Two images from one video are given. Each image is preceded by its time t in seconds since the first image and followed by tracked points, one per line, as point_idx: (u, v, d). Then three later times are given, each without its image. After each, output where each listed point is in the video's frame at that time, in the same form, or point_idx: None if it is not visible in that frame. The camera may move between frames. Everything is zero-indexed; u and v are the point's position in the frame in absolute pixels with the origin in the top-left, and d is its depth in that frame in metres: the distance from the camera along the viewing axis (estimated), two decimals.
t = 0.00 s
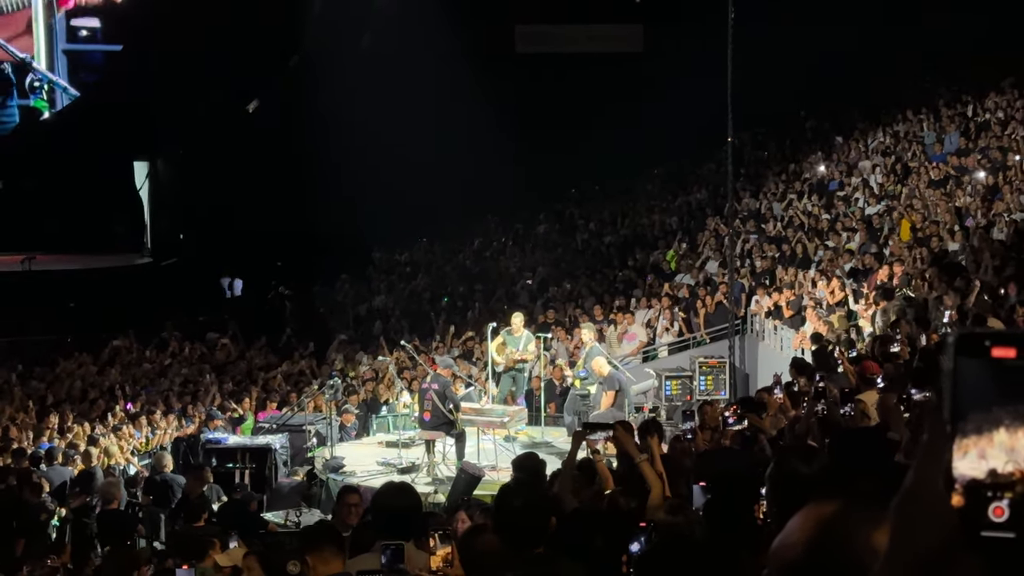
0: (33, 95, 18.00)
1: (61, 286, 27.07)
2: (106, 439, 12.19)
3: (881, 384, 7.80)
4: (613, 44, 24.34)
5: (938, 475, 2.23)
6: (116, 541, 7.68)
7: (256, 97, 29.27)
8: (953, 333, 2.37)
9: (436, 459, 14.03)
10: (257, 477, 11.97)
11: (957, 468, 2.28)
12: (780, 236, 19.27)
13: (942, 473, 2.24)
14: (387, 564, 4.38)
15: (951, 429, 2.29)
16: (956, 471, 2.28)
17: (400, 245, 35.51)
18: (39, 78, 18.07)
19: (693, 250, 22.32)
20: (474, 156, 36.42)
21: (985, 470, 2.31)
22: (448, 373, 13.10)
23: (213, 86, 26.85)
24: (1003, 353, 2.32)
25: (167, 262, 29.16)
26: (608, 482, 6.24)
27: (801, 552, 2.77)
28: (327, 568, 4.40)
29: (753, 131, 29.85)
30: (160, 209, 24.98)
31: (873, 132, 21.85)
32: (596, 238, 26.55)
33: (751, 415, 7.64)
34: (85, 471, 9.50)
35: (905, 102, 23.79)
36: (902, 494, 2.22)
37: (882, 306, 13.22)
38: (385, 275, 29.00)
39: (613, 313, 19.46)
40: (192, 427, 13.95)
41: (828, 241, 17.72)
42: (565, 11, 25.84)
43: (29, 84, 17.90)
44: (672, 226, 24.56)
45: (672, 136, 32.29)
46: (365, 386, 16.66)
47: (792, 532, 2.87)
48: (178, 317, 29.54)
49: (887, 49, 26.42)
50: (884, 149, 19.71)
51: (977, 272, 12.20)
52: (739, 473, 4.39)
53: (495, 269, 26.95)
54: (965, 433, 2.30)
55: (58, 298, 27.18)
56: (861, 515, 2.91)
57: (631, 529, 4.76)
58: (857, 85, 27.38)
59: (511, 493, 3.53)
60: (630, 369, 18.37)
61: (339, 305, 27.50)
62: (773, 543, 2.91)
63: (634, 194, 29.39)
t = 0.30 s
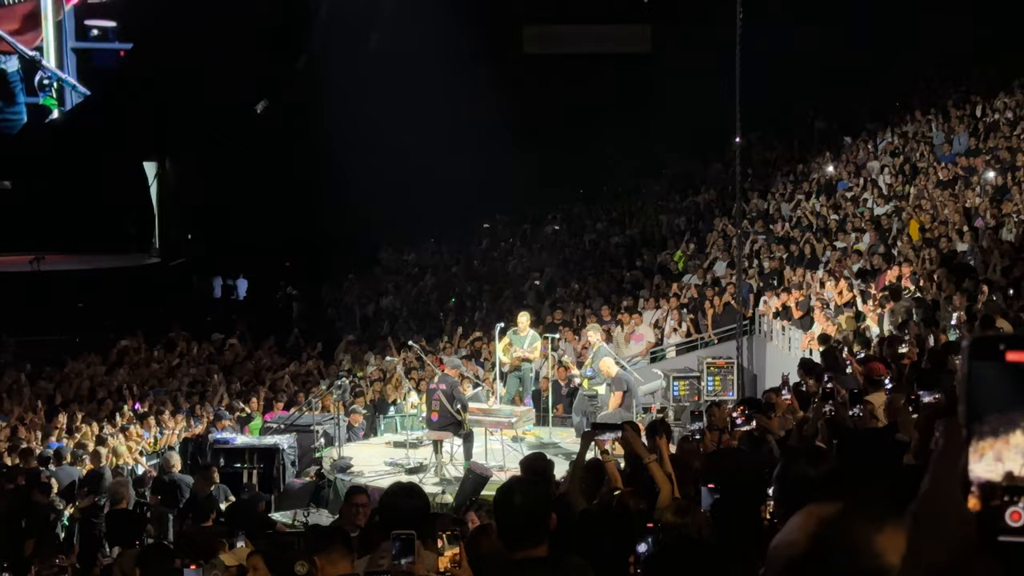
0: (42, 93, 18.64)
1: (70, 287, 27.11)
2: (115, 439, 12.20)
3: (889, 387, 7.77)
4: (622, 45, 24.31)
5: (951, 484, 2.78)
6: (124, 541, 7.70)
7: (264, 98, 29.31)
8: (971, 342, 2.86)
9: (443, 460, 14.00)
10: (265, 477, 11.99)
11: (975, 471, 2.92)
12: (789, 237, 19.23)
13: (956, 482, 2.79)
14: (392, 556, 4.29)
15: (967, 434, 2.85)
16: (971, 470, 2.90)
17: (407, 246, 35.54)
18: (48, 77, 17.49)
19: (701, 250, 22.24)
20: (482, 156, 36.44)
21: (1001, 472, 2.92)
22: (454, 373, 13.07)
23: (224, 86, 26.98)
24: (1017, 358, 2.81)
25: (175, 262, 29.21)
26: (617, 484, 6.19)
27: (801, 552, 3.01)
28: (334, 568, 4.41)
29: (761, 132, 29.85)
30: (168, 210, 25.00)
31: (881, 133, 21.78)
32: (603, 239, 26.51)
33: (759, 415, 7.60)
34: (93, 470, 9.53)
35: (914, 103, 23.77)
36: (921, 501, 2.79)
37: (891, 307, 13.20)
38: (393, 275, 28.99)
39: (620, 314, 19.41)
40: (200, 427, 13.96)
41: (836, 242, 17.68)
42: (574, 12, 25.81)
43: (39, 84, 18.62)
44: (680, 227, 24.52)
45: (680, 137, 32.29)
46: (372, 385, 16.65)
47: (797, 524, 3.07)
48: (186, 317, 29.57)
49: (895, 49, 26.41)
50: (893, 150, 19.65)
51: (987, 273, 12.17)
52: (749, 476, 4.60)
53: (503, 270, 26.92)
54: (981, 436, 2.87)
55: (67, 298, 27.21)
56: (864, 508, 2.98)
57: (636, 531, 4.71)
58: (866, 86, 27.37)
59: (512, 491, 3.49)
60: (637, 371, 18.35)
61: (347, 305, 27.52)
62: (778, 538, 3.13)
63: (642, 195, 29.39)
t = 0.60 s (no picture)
0: (54, 93, 17.12)
1: (81, 286, 27.19)
2: (126, 438, 12.23)
3: (901, 388, 7.73)
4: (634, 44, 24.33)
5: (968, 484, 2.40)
6: (137, 541, 7.72)
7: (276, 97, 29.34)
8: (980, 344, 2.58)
9: (454, 459, 14.00)
10: (275, 476, 12.01)
11: (989, 472, 2.54)
12: (800, 237, 19.22)
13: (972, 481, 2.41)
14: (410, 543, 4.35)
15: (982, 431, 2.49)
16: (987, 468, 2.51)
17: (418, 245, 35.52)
18: (61, 78, 17.17)
19: (712, 250, 22.24)
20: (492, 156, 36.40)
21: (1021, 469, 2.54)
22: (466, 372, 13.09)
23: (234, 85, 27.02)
24: None
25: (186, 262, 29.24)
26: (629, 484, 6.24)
27: (778, 553, 2.71)
28: (345, 567, 4.41)
29: (772, 131, 29.78)
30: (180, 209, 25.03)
31: (893, 132, 21.73)
32: (614, 238, 26.50)
33: (770, 415, 7.59)
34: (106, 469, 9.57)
35: (926, 102, 23.70)
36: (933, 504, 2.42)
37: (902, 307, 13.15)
38: (404, 275, 29.00)
39: (631, 313, 19.43)
40: (212, 427, 13.98)
41: (848, 242, 17.66)
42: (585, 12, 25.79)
43: (50, 83, 17.03)
44: (691, 227, 24.50)
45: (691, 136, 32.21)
46: (383, 384, 16.68)
47: (773, 530, 2.79)
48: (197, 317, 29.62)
49: (907, 48, 26.31)
50: (906, 149, 19.59)
51: (999, 273, 12.13)
52: (760, 477, 4.67)
53: (513, 270, 26.92)
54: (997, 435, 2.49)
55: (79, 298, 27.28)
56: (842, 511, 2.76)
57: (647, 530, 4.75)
58: (878, 85, 27.28)
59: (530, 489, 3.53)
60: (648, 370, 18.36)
61: (358, 305, 27.55)
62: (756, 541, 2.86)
63: (653, 194, 29.35)
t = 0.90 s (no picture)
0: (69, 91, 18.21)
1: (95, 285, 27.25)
2: (138, 437, 12.25)
3: (912, 388, 7.73)
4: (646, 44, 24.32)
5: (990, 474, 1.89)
6: (150, 540, 7.72)
7: (288, 97, 29.34)
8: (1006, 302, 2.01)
9: (466, 458, 14.01)
10: (287, 475, 12.04)
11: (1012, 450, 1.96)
12: (813, 237, 19.23)
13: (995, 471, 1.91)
14: (424, 536, 4.37)
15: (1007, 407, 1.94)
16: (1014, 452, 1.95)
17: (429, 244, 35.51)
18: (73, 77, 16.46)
19: (724, 249, 22.26)
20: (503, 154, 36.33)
21: None
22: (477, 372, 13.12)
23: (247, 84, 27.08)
24: None
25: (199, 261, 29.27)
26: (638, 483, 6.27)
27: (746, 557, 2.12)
28: (356, 566, 4.43)
29: (785, 130, 29.70)
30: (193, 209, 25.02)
31: (906, 132, 21.68)
32: (626, 238, 26.49)
33: (782, 416, 7.60)
34: (120, 468, 9.58)
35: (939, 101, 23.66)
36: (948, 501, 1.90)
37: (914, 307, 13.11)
38: (416, 274, 29.05)
39: (643, 313, 19.48)
40: (224, 426, 14.00)
41: (861, 242, 17.66)
42: (599, 11, 25.76)
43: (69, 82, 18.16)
44: (704, 226, 24.51)
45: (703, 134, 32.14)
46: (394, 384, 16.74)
47: (742, 534, 1.73)
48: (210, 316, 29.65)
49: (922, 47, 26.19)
50: (918, 149, 19.57)
51: (1012, 273, 12.09)
52: (770, 478, 4.65)
53: (525, 269, 26.93)
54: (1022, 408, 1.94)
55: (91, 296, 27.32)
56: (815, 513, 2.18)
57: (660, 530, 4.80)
58: (893, 85, 27.15)
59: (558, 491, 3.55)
60: (660, 369, 18.38)
61: (371, 304, 27.57)
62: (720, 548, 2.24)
63: (665, 194, 29.30)
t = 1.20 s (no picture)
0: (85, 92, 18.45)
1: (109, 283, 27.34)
2: (153, 435, 12.29)
3: (927, 389, 7.68)
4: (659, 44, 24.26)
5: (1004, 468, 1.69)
6: (165, 537, 7.74)
7: (302, 96, 29.33)
8: None
9: (480, 457, 14.02)
10: (302, 474, 12.04)
11: None
12: (828, 237, 19.15)
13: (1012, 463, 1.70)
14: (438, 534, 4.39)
15: None
16: None
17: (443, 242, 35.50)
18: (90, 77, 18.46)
19: (739, 249, 22.19)
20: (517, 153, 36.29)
21: None
22: (492, 371, 13.17)
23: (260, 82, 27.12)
24: None
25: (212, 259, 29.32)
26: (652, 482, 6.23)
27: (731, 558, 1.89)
28: (371, 565, 4.43)
29: (800, 129, 29.60)
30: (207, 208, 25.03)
31: (921, 131, 21.56)
32: (640, 237, 26.44)
33: (797, 415, 7.57)
34: (134, 468, 9.62)
35: (954, 99, 23.51)
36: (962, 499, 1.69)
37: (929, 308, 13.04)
38: (430, 273, 29.05)
39: (657, 312, 19.44)
40: (238, 424, 14.02)
41: (876, 242, 17.58)
42: (612, 10, 25.69)
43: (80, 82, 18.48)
44: (718, 226, 24.45)
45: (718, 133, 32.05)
46: (409, 383, 16.75)
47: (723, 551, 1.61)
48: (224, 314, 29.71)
49: (938, 46, 26.06)
50: (934, 148, 19.45)
51: None
52: (782, 477, 4.60)
53: (539, 269, 26.91)
54: None
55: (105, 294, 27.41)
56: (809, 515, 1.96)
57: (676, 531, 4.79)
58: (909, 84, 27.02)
59: (574, 492, 3.50)
60: (674, 369, 18.34)
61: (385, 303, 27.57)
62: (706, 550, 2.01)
63: (679, 193, 29.23)
